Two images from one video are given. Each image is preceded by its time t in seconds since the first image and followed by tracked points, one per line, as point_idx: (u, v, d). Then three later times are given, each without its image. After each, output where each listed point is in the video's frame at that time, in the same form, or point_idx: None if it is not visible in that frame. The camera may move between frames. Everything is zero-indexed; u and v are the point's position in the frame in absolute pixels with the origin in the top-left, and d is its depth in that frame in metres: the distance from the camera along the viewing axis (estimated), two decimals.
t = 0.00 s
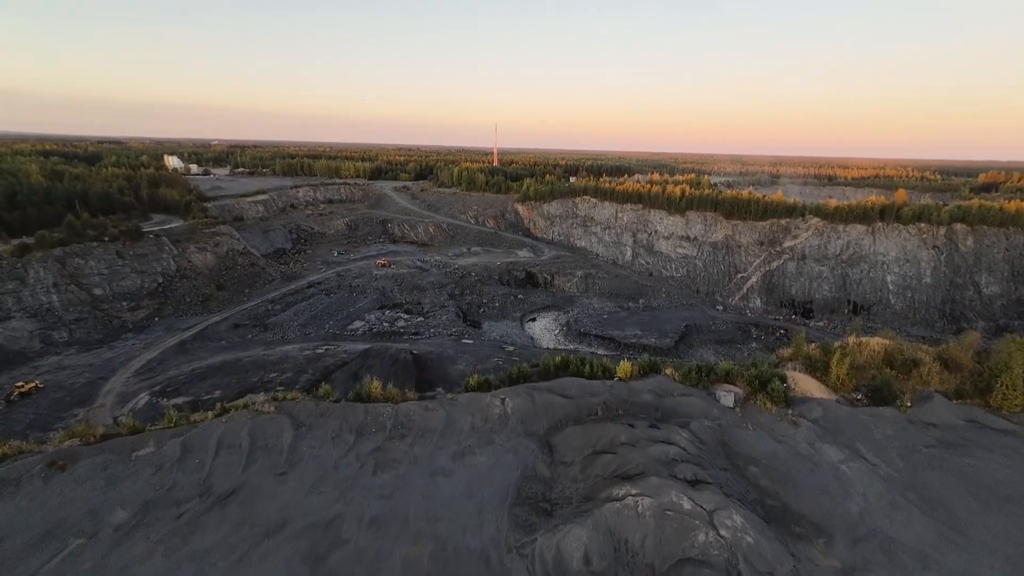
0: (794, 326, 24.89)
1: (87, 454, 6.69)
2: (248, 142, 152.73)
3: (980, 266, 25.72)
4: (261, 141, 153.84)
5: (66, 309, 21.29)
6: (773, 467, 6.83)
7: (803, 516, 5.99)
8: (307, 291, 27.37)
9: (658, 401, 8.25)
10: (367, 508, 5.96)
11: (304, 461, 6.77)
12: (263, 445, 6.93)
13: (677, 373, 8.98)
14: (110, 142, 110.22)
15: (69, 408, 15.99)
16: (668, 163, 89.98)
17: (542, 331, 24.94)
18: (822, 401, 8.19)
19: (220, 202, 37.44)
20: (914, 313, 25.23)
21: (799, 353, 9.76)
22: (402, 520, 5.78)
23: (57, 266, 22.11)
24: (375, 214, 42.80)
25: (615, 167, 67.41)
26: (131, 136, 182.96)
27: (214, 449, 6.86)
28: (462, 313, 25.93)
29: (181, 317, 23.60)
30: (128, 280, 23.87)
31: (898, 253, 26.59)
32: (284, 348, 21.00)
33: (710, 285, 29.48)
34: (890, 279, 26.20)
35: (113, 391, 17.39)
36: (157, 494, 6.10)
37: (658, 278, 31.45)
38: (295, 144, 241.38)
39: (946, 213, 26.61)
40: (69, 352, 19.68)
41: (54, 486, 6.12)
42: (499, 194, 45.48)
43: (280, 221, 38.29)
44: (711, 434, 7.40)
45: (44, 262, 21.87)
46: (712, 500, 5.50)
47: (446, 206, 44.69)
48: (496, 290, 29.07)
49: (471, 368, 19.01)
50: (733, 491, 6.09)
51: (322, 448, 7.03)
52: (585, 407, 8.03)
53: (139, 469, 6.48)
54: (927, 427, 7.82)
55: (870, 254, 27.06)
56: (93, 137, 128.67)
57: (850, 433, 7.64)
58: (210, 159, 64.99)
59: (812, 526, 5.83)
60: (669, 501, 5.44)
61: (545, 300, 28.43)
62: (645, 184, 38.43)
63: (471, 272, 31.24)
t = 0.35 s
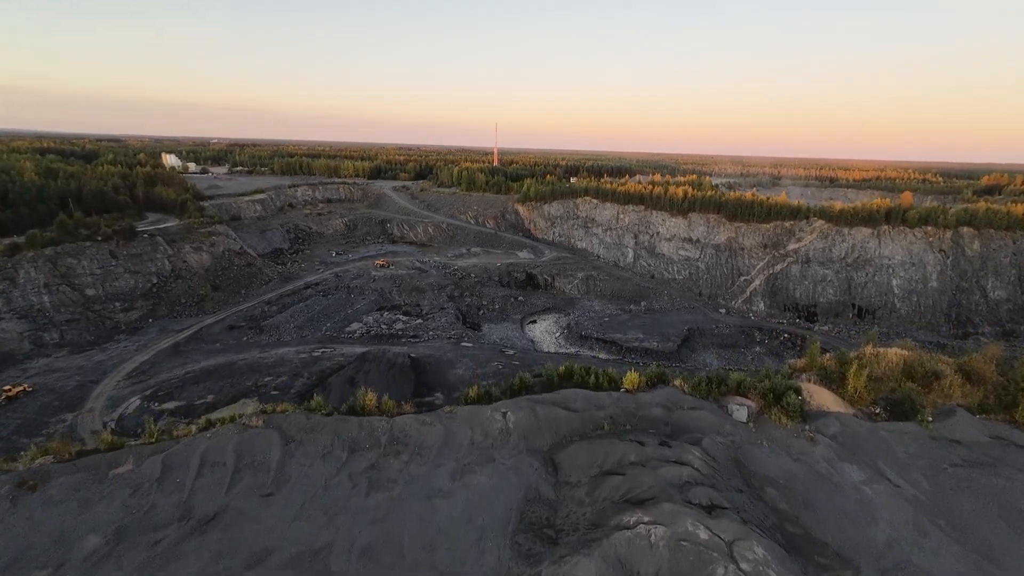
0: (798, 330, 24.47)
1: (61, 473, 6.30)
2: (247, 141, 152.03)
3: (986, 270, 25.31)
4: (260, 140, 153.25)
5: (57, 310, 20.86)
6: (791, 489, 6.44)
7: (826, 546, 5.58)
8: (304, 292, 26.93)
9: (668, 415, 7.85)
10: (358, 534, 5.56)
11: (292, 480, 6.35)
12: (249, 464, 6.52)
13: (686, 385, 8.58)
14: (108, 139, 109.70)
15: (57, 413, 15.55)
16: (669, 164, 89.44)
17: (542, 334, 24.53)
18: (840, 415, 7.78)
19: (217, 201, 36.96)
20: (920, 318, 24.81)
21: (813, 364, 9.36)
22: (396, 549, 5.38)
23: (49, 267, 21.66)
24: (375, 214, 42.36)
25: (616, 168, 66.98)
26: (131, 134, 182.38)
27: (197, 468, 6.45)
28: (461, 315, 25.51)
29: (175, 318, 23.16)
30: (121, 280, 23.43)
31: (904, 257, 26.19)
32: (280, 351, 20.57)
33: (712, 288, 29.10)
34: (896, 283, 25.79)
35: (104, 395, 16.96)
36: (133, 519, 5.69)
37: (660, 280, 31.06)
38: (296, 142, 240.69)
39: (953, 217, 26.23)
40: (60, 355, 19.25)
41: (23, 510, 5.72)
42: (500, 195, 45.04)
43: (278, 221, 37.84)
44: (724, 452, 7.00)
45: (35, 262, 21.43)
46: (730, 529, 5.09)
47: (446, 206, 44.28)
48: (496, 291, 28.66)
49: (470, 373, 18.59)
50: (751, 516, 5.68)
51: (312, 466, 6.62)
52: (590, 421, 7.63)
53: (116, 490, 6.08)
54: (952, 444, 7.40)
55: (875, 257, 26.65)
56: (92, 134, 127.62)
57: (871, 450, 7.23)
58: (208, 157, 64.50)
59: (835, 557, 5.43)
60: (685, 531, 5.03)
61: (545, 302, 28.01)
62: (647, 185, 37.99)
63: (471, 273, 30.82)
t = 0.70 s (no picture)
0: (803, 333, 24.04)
1: (36, 496, 5.91)
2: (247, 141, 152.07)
3: (994, 271, 24.81)
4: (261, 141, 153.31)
5: (49, 314, 20.43)
6: (814, 512, 6.03)
7: None
8: (302, 294, 26.51)
9: (679, 430, 7.45)
10: (350, 564, 5.16)
11: (281, 503, 5.94)
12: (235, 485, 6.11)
13: (699, 397, 8.16)
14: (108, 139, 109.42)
15: (47, 420, 15.13)
16: (670, 164, 88.93)
17: (543, 337, 24.10)
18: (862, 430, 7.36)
19: (215, 202, 36.56)
20: (927, 320, 24.39)
21: (831, 374, 8.94)
22: None
23: (41, 269, 21.25)
24: (374, 215, 41.94)
25: (617, 168, 66.55)
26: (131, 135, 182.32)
27: (180, 489, 6.03)
28: (461, 317, 25.10)
29: (171, 322, 22.74)
30: (116, 283, 23.01)
31: (910, 258, 25.75)
32: (277, 355, 20.15)
33: (716, 290, 28.71)
34: (902, 284, 25.35)
35: (96, 401, 16.54)
36: (108, 548, 5.28)
37: (662, 282, 30.65)
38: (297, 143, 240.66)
39: (960, 217, 25.74)
40: (52, 360, 18.84)
41: None
42: (500, 195, 44.60)
43: (276, 222, 37.42)
44: (742, 471, 6.59)
45: (26, 265, 21.00)
46: (755, 563, 4.68)
47: (446, 207, 43.88)
48: (497, 293, 28.25)
49: (470, 377, 18.17)
50: (774, 545, 5.27)
51: (302, 487, 6.20)
52: (598, 437, 7.23)
53: (93, 515, 5.67)
54: (982, 462, 6.96)
55: (881, 259, 26.21)
56: (92, 135, 127.30)
57: (896, 467, 6.82)
58: (207, 158, 64.17)
59: None
60: (705, 564, 4.63)
61: (547, 304, 27.60)
62: (649, 185, 37.56)
63: (471, 275, 30.41)
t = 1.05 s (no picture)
0: (809, 335, 23.60)
1: (7, 525, 5.51)
2: (248, 142, 151.81)
3: (1003, 271, 24.18)
4: (261, 142, 153.11)
5: (41, 319, 20.04)
6: (843, 538, 5.62)
7: None
8: (300, 297, 26.11)
9: (694, 447, 7.04)
10: None
11: (270, 531, 5.54)
12: (222, 512, 5.72)
13: (713, 410, 7.75)
14: (108, 140, 109.11)
15: (37, 429, 14.72)
16: (671, 163, 88.39)
17: (545, 340, 23.67)
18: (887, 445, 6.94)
19: (213, 204, 36.18)
20: (935, 322, 23.91)
21: (850, 384, 8.52)
22: None
23: (34, 273, 20.85)
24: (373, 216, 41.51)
25: (617, 167, 66.02)
26: (131, 136, 182.20)
27: (162, 516, 5.63)
28: (462, 320, 24.68)
29: (167, 326, 22.35)
30: (111, 287, 22.61)
31: (918, 258, 25.23)
32: (274, 360, 19.74)
33: (720, 291, 28.25)
34: (910, 285, 24.83)
35: (89, 409, 16.14)
36: None
37: (665, 283, 30.21)
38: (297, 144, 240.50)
39: (969, 216, 25.17)
40: (45, 367, 18.45)
41: None
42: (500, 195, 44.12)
43: (274, 224, 37.01)
44: (763, 492, 6.19)
45: (18, 269, 20.60)
46: None
47: (446, 208, 43.47)
48: (498, 295, 27.84)
49: (471, 383, 17.73)
50: None
51: (294, 513, 5.79)
52: (609, 455, 6.83)
53: (67, 546, 5.27)
54: (1017, 480, 6.54)
55: (888, 259, 25.70)
56: (92, 137, 126.97)
57: (927, 486, 6.41)
58: (206, 159, 63.73)
59: None
60: None
61: (548, 306, 27.16)
62: (651, 185, 37.09)
63: (471, 277, 29.99)
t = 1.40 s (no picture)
0: (816, 337, 23.12)
1: None
2: (250, 143, 152.24)
3: (1014, 272, 23.48)
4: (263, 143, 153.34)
5: (34, 324, 19.64)
6: (875, 569, 5.19)
7: None
8: (298, 300, 25.68)
9: (710, 465, 6.64)
10: None
11: (257, 562, 5.13)
12: (206, 540, 5.32)
13: (729, 424, 7.34)
14: (111, 142, 109.26)
15: (27, 438, 14.30)
16: (672, 163, 87.82)
17: (547, 343, 23.21)
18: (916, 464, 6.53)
19: (211, 205, 35.80)
20: (944, 324, 23.33)
21: (873, 397, 8.10)
22: None
23: (26, 277, 20.47)
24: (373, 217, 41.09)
25: (618, 167, 65.46)
26: (133, 137, 182.41)
27: (141, 546, 5.24)
28: (463, 323, 24.23)
29: (163, 330, 21.93)
30: (105, 291, 22.21)
31: (926, 259, 24.65)
32: (272, 364, 19.32)
33: (724, 293, 27.79)
34: (917, 286, 24.21)
35: (80, 416, 15.72)
36: None
37: (668, 285, 29.76)
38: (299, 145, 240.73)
39: (978, 217, 24.56)
40: (37, 372, 18.06)
41: None
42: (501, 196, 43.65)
43: (273, 225, 36.60)
44: (787, 517, 5.78)
45: (10, 273, 20.22)
46: None
47: (446, 208, 43.05)
48: (499, 297, 27.42)
49: (472, 388, 17.26)
50: None
51: (283, 541, 5.40)
52: (620, 475, 6.43)
53: None
54: None
55: (896, 260, 25.13)
56: (94, 138, 126.67)
57: (962, 508, 5.98)
58: (206, 159, 63.39)
59: None
60: None
61: (550, 308, 26.71)
62: (654, 185, 36.60)
63: (472, 278, 29.56)
